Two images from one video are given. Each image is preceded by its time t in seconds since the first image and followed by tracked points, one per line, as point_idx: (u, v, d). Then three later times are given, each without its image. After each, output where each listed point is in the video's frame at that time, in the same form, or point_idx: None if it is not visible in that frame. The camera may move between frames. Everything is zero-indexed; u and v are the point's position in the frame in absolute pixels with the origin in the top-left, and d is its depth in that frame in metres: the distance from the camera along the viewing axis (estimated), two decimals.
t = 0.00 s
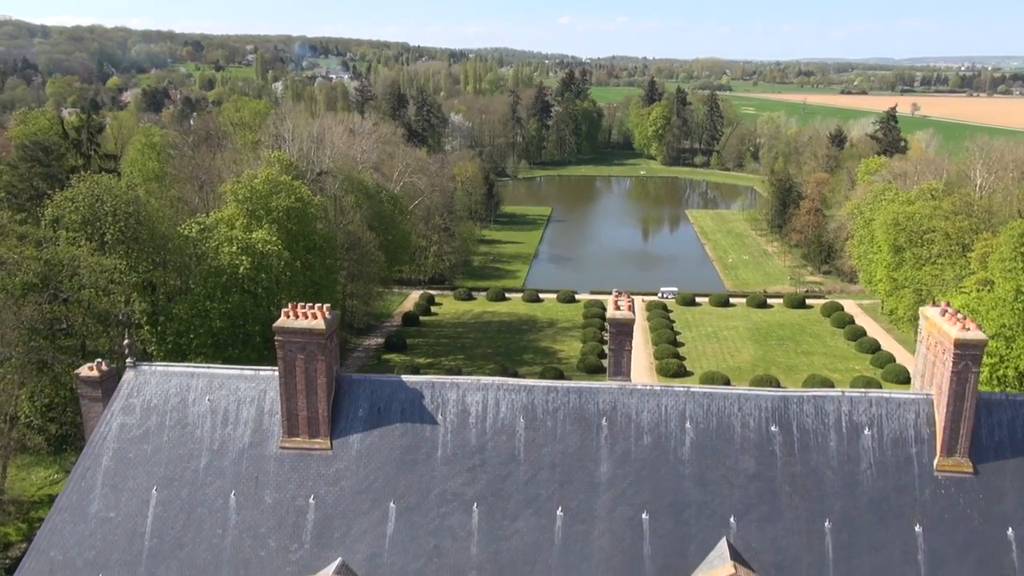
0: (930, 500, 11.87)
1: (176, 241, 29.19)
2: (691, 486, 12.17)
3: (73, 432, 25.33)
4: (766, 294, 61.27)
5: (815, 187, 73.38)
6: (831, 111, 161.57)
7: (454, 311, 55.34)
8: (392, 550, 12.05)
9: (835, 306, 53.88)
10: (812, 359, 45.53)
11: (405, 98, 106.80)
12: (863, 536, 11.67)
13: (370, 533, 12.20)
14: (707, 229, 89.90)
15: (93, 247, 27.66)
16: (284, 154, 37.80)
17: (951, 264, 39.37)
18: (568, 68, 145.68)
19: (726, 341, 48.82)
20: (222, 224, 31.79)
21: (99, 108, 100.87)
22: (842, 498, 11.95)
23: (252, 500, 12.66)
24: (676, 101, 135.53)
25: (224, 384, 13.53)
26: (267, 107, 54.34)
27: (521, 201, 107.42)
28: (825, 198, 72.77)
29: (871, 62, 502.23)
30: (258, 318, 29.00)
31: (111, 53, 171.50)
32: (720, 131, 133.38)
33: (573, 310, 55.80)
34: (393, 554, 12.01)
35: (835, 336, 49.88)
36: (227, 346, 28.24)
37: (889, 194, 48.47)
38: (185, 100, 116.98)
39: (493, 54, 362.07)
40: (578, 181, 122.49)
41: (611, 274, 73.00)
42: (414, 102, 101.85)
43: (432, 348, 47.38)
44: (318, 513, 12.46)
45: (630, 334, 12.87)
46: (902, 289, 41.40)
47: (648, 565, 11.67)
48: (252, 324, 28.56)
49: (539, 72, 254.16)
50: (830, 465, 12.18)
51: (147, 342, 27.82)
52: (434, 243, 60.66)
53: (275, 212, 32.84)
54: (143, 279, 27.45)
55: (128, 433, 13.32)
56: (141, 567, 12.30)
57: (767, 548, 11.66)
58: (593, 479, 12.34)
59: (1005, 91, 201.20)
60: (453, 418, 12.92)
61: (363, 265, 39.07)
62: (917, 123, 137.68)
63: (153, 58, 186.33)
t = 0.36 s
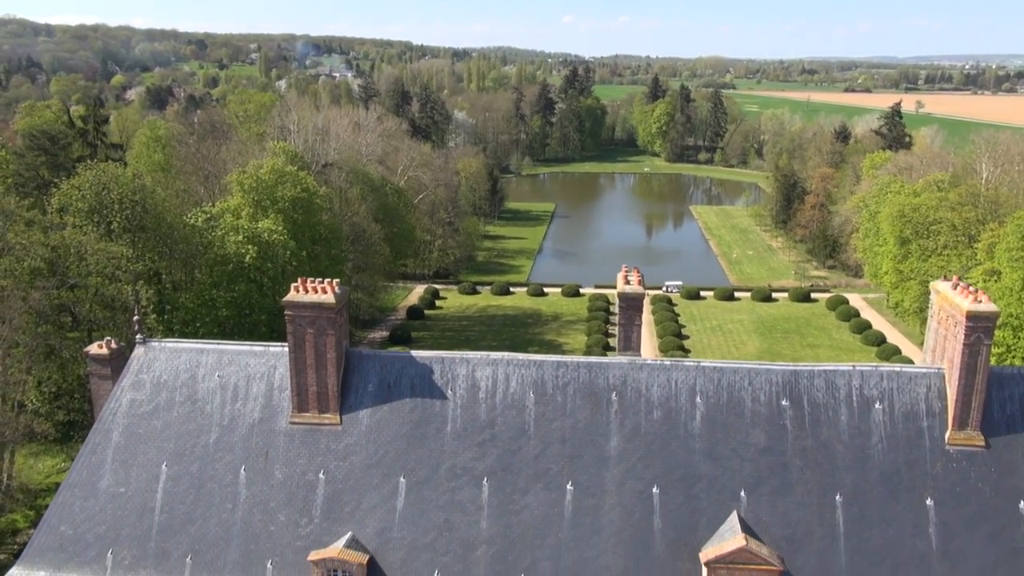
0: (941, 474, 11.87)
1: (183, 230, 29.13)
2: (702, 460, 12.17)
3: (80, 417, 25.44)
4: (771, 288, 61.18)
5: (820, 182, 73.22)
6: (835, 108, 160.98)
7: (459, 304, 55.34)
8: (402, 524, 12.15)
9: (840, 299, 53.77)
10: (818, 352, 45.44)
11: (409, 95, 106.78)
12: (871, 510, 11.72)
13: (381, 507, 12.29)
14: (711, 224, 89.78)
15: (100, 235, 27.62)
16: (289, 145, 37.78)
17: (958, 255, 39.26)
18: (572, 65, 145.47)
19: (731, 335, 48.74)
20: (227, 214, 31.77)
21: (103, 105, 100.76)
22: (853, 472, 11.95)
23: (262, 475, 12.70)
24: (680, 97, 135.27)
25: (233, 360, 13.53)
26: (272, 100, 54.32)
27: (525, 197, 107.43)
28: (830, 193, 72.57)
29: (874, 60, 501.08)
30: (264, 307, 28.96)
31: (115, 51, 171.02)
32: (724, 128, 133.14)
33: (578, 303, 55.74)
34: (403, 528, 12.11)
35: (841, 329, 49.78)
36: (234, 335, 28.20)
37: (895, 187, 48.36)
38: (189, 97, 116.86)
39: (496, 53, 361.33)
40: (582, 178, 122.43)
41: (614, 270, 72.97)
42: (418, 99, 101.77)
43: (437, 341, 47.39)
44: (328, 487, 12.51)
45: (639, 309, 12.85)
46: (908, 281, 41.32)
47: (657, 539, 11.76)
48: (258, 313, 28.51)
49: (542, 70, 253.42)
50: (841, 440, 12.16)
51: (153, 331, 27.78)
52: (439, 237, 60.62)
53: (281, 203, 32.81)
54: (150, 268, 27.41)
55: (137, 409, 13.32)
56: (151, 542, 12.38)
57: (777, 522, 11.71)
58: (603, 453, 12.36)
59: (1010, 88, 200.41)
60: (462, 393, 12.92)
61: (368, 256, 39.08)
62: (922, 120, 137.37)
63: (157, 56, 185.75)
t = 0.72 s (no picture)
0: (953, 448, 11.83)
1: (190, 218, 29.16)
2: (712, 434, 12.15)
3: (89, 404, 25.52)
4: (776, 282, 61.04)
5: (826, 176, 72.97)
6: (839, 105, 160.28)
7: (464, 298, 55.34)
8: (412, 498, 12.19)
9: (846, 293, 53.63)
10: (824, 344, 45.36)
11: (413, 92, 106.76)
12: (881, 483, 11.72)
13: (390, 481, 12.32)
14: (716, 220, 89.67)
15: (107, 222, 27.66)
16: (295, 135, 37.77)
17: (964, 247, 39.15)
18: (576, 62, 145.34)
19: (736, 328, 48.66)
20: (233, 204, 31.79)
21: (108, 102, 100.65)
22: (864, 446, 11.93)
23: (272, 450, 12.73)
24: (684, 94, 135.03)
25: (243, 335, 13.53)
26: (277, 93, 54.38)
27: (529, 194, 107.42)
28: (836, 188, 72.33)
29: (879, 59, 499.23)
30: (270, 296, 29.00)
31: (120, 50, 170.64)
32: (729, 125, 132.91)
33: (583, 298, 55.69)
34: (413, 502, 12.16)
35: (847, 323, 49.68)
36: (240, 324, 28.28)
37: (901, 179, 48.28)
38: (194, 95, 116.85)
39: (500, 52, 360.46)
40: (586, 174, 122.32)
41: (618, 264, 72.93)
42: (422, 96, 101.67)
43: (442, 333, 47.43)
44: (337, 462, 12.54)
45: (649, 282, 12.81)
46: (914, 274, 41.23)
47: (667, 512, 11.81)
48: (264, 303, 28.58)
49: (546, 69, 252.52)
50: (852, 414, 12.12)
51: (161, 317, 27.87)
52: (443, 231, 60.60)
53: (286, 192, 32.80)
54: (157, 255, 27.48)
55: (147, 384, 13.37)
56: (161, 516, 12.52)
57: (787, 495, 11.71)
58: (613, 427, 12.34)
59: (1016, 86, 199.51)
60: (471, 367, 12.91)
61: (374, 248, 39.06)
62: (927, 116, 136.93)
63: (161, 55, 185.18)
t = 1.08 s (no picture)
0: (964, 422, 11.79)
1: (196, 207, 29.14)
2: (722, 408, 12.12)
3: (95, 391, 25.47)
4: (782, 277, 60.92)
5: (831, 170, 72.80)
6: (843, 103, 159.52)
7: (468, 292, 55.30)
8: (421, 472, 12.22)
9: (851, 287, 53.50)
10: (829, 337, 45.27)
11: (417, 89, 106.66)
12: (892, 457, 11.71)
13: (399, 456, 12.33)
14: (720, 216, 89.53)
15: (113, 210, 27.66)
16: (300, 126, 37.74)
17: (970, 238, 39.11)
18: (580, 60, 145.20)
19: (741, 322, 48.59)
20: (239, 193, 31.75)
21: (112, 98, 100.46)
22: (875, 420, 11.90)
23: (281, 425, 12.75)
24: (688, 91, 134.75)
25: (251, 312, 13.52)
26: (282, 86, 54.34)
27: (533, 190, 107.33)
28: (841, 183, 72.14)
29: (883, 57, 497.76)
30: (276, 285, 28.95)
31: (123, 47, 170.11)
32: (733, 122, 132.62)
33: (588, 291, 55.62)
34: (422, 476, 12.18)
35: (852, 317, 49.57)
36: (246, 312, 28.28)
37: (906, 172, 48.22)
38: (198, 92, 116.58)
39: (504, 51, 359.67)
40: (590, 171, 122.25)
41: (622, 259, 72.90)
42: (426, 93, 101.49)
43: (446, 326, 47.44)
44: (346, 436, 12.55)
45: (658, 257, 12.79)
46: (920, 266, 41.16)
47: (677, 486, 11.82)
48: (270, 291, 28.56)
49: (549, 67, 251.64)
50: (862, 387, 12.08)
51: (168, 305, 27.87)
52: (448, 226, 60.58)
53: (292, 182, 32.72)
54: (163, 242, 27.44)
55: (155, 360, 13.37)
56: (170, 490, 12.56)
57: (797, 469, 11.71)
58: (622, 401, 12.32)
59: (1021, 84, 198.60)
60: (480, 342, 12.90)
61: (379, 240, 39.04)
62: (931, 113, 136.51)
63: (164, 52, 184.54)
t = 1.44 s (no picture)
0: (973, 395, 11.76)
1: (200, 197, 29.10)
2: (730, 381, 12.11)
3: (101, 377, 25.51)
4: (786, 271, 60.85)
5: (835, 165, 72.64)
6: (846, 100, 159.12)
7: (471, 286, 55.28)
8: (429, 446, 12.22)
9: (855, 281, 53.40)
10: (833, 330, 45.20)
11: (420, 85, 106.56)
12: (902, 430, 11.68)
13: (407, 430, 12.33)
14: (723, 212, 89.44)
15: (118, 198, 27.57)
16: (304, 117, 37.68)
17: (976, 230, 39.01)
18: (582, 56, 145.05)
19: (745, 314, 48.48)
20: (243, 183, 31.69)
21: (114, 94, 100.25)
22: (884, 394, 11.87)
23: (289, 401, 12.75)
24: (691, 88, 134.55)
25: (259, 288, 13.51)
26: (285, 79, 54.24)
27: (535, 187, 107.27)
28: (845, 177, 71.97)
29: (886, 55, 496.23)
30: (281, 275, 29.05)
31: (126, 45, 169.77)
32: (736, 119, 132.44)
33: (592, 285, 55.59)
34: (430, 451, 12.19)
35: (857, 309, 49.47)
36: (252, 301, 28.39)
37: (910, 165, 48.14)
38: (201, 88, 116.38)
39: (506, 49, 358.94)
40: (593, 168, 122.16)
41: (625, 254, 72.86)
42: (428, 89, 101.32)
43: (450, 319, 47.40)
44: (354, 411, 12.54)
45: (666, 231, 12.75)
46: (925, 257, 41.06)
47: (686, 460, 11.80)
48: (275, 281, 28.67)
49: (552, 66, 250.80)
50: (871, 361, 12.05)
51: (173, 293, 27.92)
52: (451, 220, 60.51)
53: (297, 173, 32.69)
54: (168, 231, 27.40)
55: (163, 336, 13.37)
56: (178, 466, 12.56)
57: (807, 443, 11.70)
58: (630, 375, 12.30)
59: None
60: (488, 318, 12.89)
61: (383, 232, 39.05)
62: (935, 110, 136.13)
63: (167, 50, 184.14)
